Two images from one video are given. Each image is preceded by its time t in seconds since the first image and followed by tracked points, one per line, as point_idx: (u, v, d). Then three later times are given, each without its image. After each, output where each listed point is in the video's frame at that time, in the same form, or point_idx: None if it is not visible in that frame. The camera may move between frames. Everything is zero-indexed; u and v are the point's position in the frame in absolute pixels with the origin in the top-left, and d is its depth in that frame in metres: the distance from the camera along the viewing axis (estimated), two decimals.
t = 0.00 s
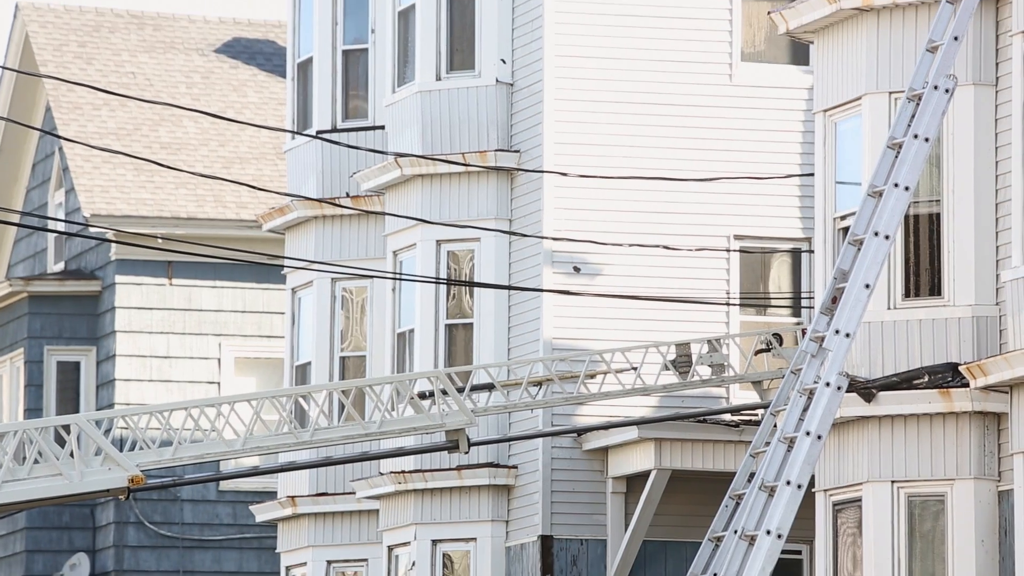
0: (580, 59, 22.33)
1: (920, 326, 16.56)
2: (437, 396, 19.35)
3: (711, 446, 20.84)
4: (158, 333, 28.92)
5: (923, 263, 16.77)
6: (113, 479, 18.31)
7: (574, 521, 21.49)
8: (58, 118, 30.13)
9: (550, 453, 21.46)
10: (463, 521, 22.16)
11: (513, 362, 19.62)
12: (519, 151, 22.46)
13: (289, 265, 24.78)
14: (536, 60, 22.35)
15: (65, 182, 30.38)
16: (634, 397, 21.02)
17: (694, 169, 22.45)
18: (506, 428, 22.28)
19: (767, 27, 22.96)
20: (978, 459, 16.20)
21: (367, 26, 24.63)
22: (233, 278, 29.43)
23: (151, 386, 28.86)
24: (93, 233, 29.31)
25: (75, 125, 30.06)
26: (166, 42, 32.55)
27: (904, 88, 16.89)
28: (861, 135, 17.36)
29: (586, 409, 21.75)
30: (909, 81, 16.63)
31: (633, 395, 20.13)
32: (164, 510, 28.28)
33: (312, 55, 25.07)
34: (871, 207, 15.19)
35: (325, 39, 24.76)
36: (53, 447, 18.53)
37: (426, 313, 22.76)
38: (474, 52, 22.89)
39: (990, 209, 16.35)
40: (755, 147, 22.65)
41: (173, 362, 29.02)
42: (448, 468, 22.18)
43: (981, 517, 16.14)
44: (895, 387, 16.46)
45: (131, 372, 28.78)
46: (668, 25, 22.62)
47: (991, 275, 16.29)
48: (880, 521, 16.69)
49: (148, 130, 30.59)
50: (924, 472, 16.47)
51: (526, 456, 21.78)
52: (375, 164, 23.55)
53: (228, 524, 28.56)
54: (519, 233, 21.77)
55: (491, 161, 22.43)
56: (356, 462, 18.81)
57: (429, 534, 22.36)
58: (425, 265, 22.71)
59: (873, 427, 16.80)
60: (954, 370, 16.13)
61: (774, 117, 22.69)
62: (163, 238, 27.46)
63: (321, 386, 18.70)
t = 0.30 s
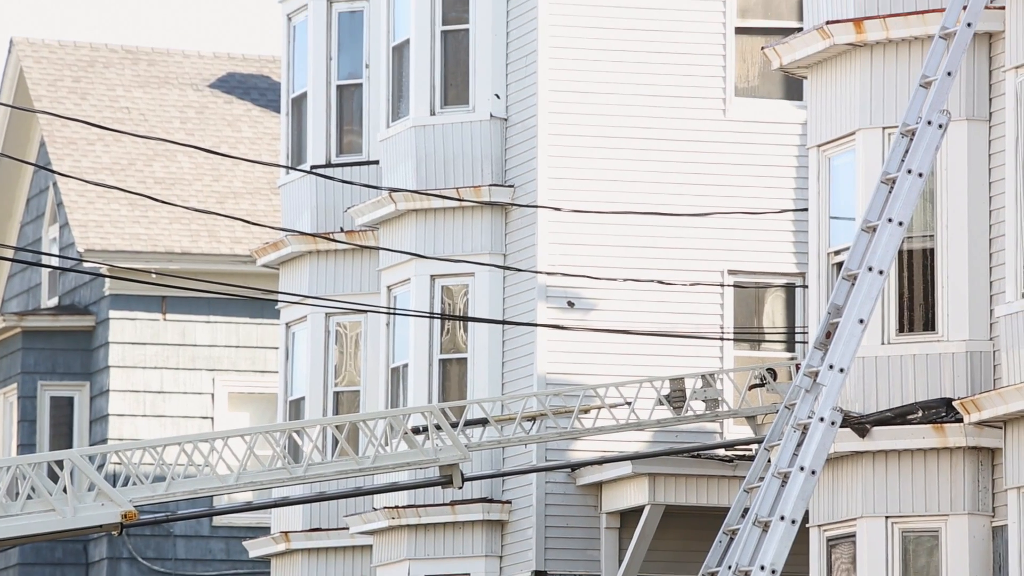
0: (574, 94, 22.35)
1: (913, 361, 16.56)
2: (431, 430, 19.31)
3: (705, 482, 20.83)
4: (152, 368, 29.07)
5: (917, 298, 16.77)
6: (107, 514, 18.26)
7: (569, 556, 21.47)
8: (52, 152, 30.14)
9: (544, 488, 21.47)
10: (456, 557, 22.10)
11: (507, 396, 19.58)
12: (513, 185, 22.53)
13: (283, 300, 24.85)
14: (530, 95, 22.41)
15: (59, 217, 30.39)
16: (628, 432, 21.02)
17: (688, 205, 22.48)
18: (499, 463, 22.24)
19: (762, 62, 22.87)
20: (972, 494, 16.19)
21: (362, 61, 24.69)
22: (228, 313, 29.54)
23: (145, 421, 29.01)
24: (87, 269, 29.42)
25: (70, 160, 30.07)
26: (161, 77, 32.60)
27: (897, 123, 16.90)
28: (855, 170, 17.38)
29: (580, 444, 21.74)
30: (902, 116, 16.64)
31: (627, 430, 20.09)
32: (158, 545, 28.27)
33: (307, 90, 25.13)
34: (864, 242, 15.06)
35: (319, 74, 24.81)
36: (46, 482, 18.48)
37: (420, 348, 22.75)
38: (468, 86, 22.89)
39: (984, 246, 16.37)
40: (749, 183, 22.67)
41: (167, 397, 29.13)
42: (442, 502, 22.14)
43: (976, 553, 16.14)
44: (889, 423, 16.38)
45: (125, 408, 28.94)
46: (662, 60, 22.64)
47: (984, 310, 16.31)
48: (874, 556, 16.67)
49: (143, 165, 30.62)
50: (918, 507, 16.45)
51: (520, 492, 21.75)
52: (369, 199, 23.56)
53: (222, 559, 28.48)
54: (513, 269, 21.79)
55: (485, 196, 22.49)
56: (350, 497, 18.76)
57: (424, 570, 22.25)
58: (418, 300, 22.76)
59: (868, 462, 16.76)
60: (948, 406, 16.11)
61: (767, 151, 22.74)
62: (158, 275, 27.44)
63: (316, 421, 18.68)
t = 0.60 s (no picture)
0: (569, 135, 22.38)
1: (909, 402, 16.53)
2: (426, 471, 19.28)
3: (701, 523, 20.81)
4: (147, 409, 29.16)
5: (912, 340, 16.79)
6: (101, 556, 18.22)
7: None
8: (47, 193, 30.16)
9: (539, 529, 21.40)
10: None
11: (502, 437, 19.54)
12: (507, 226, 22.48)
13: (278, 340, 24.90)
14: (525, 135, 22.41)
15: (54, 258, 30.44)
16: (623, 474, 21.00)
17: (683, 244, 22.48)
18: (494, 504, 22.25)
19: (756, 102, 22.93)
20: (967, 535, 16.14)
21: (356, 102, 24.75)
22: (223, 354, 29.72)
23: (139, 462, 29.04)
24: (82, 309, 29.54)
25: (65, 201, 30.09)
26: (156, 118, 32.65)
27: (891, 164, 16.92)
28: (849, 211, 17.40)
29: (575, 485, 21.73)
30: (896, 157, 16.66)
31: (622, 471, 20.07)
32: None
33: (302, 131, 25.15)
34: (858, 283, 14.85)
35: (314, 115, 24.86)
36: (39, 524, 18.45)
37: (416, 389, 22.81)
38: (463, 128, 22.96)
39: (979, 288, 16.36)
40: (745, 222, 22.65)
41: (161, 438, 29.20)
42: (437, 544, 22.11)
43: None
44: (884, 464, 16.44)
45: (119, 449, 28.96)
46: (657, 100, 22.65)
47: (979, 352, 16.30)
48: None
49: (137, 206, 30.65)
50: (913, 548, 16.41)
51: (515, 533, 21.72)
52: (364, 239, 23.56)
53: None
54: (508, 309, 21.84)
55: (480, 236, 22.47)
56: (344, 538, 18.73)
57: None
58: (413, 342, 22.80)
59: (863, 503, 16.76)
60: (944, 447, 16.09)
61: (762, 191, 22.72)
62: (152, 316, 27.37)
63: (310, 463, 18.61)
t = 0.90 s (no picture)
0: (566, 183, 22.40)
1: (905, 450, 16.51)
2: (422, 519, 19.24)
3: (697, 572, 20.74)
4: (143, 457, 29.15)
5: (908, 388, 16.77)
6: None
7: None
8: (43, 242, 30.17)
9: None
10: None
11: (498, 485, 19.48)
12: (504, 274, 22.50)
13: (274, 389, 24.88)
14: (521, 183, 22.44)
15: (50, 306, 30.44)
16: (620, 522, 20.95)
17: (679, 292, 22.46)
18: (490, 553, 22.17)
19: (752, 150, 22.92)
20: None
21: (353, 150, 24.79)
22: (219, 402, 29.64)
23: (135, 510, 29.07)
24: (78, 358, 29.53)
25: (61, 249, 30.09)
26: (152, 166, 32.69)
27: (887, 213, 16.95)
28: (845, 259, 17.44)
29: (572, 532, 21.70)
30: (892, 206, 16.70)
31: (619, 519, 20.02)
32: None
33: (298, 179, 25.18)
34: (855, 331, 14.75)
35: (310, 163, 24.89)
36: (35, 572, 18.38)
37: (411, 437, 22.78)
38: (459, 175, 22.99)
39: (974, 336, 16.40)
40: (743, 270, 22.61)
41: (157, 487, 29.21)
42: None
43: None
44: (881, 512, 16.34)
45: (115, 498, 29.01)
46: (654, 149, 22.68)
47: (976, 401, 16.30)
48: None
49: (134, 254, 30.66)
50: None
51: None
52: (360, 286, 23.55)
53: None
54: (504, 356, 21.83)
55: (477, 284, 22.48)
56: None
57: None
58: (409, 391, 22.80)
59: (861, 552, 16.68)
60: (940, 495, 16.08)
61: (758, 238, 22.68)
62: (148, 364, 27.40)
63: (306, 511, 18.55)
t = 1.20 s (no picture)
0: (563, 230, 22.42)
1: (904, 499, 16.51)
2: (419, 568, 19.16)
3: None
4: (140, 506, 29.21)
5: (906, 436, 16.73)
6: None
7: None
8: (41, 291, 30.17)
9: None
10: None
11: (495, 534, 19.40)
12: (502, 321, 22.51)
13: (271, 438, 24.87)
14: (519, 231, 22.47)
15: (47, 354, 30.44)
16: (617, 569, 20.88)
17: (677, 340, 22.45)
18: None
19: (750, 198, 22.95)
20: None
21: (350, 199, 24.84)
22: (217, 450, 29.65)
23: (132, 559, 29.06)
24: (76, 406, 29.53)
25: (58, 298, 30.09)
26: (150, 215, 32.72)
27: (885, 260, 16.95)
28: (842, 307, 17.46)
29: None
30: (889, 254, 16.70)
31: (617, 567, 19.96)
32: None
33: (296, 227, 25.22)
34: (853, 379, 14.62)
35: (308, 211, 24.93)
36: None
37: (409, 486, 22.82)
38: (457, 223, 23.01)
39: (973, 383, 16.40)
40: (741, 318, 22.62)
41: (155, 536, 29.22)
42: None
43: None
44: (879, 561, 16.33)
45: (112, 546, 29.06)
46: (651, 196, 22.69)
47: (974, 449, 16.27)
48: None
49: (131, 302, 30.66)
50: None
51: None
52: (358, 334, 23.56)
53: None
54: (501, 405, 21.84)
55: (474, 331, 22.47)
56: None
57: None
58: (407, 439, 22.83)
59: None
60: (938, 543, 16.08)
61: (756, 287, 22.69)
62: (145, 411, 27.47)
63: (302, 560, 18.45)
